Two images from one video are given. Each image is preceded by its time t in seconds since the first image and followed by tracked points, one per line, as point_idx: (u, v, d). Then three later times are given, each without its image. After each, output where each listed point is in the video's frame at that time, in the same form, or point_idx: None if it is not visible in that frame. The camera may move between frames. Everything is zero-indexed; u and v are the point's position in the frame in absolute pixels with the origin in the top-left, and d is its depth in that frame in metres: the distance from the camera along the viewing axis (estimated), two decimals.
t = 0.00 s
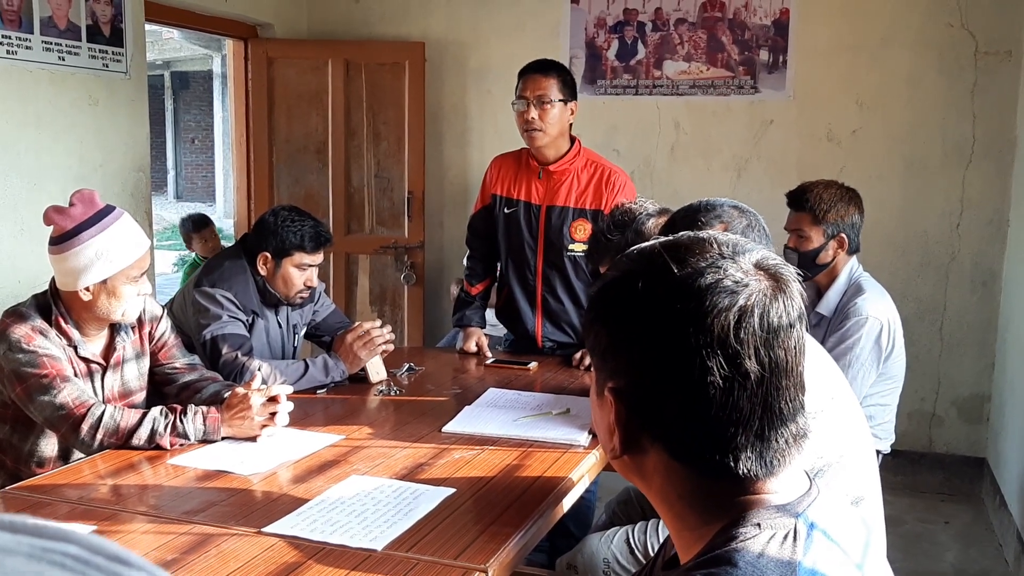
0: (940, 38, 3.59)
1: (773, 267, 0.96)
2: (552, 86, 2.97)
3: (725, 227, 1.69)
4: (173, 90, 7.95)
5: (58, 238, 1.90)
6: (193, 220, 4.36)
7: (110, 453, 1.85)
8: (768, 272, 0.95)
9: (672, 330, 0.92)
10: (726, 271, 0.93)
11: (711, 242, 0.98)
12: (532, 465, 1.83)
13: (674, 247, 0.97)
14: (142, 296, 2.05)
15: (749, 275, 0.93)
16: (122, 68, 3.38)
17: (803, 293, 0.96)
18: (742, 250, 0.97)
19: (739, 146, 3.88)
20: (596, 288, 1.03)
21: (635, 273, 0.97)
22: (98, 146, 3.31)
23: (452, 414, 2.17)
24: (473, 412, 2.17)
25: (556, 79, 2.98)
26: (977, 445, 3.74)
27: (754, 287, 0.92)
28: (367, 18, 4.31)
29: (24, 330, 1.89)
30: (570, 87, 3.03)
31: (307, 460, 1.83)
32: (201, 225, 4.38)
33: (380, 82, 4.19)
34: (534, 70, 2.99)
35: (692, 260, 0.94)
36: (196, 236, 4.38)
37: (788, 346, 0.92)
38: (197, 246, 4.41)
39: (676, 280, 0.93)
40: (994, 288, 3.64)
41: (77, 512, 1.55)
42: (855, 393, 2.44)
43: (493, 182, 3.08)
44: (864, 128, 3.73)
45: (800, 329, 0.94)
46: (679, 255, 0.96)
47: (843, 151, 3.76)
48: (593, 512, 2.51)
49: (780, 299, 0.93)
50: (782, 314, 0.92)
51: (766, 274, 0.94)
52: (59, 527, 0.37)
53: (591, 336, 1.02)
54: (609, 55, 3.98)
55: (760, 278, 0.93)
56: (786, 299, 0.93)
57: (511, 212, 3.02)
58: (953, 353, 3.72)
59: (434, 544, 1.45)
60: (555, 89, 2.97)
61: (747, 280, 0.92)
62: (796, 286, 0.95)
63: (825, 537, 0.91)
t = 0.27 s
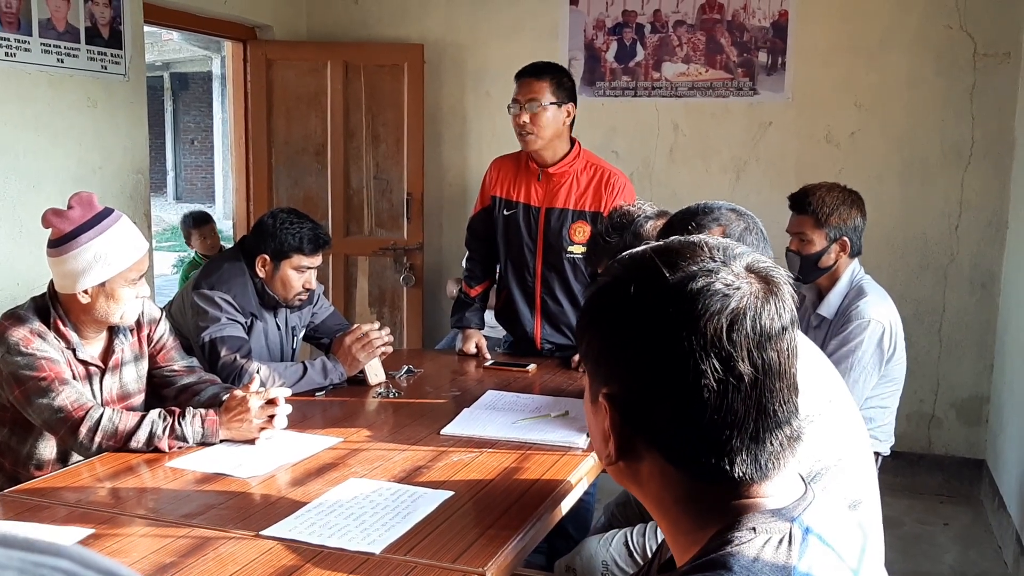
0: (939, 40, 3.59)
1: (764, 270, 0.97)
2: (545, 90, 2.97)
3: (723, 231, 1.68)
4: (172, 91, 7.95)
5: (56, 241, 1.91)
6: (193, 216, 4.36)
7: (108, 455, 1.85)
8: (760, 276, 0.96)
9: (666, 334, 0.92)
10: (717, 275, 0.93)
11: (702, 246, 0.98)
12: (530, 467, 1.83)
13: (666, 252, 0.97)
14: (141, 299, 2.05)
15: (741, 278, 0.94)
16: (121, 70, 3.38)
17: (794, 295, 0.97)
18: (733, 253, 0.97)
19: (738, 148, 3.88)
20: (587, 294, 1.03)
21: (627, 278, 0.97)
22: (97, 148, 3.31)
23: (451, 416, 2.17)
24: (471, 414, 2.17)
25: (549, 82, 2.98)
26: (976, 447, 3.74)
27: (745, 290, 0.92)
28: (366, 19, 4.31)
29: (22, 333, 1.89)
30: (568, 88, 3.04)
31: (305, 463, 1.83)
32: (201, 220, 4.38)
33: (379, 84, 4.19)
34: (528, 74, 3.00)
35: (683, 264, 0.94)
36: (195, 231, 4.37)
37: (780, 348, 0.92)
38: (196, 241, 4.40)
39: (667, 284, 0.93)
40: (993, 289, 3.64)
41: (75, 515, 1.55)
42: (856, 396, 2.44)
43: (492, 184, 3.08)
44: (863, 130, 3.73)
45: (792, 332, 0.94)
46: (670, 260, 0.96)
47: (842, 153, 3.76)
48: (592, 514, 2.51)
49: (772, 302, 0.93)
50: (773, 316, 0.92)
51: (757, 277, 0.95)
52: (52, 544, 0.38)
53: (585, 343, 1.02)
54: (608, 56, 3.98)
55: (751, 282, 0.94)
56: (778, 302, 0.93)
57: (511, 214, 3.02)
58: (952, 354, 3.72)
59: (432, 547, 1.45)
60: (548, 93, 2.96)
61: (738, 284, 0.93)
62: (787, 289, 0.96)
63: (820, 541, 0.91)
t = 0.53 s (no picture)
0: (939, 41, 3.59)
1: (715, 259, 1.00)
2: (514, 104, 2.93)
3: (723, 233, 1.66)
4: (173, 93, 7.96)
5: (57, 243, 1.91)
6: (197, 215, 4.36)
7: (110, 457, 1.86)
8: (717, 269, 0.97)
9: (661, 321, 0.90)
10: (678, 273, 0.94)
11: (655, 248, 1.00)
12: (531, 469, 1.83)
13: (626, 258, 0.99)
14: (142, 301, 2.05)
15: (701, 273, 0.94)
16: (122, 72, 3.38)
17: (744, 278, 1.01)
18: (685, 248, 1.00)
19: (738, 149, 3.89)
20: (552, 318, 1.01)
21: (592, 292, 0.96)
22: (98, 150, 3.31)
23: (452, 418, 2.18)
24: (472, 416, 2.17)
25: (518, 95, 2.92)
26: (976, 448, 3.74)
27: (709, 285, 0.93)
28: (367, 21, 4.31)
29: (24, 335, 1.90)
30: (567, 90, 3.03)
31: (306, 464, 1.83)
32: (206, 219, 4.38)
33: (380, 85, 4.19)
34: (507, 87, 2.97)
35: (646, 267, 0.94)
36: (200, 230, 4.36)
37: (757, 320, 0.95)
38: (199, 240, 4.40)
39: (633, 288, 0.93)
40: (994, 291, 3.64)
41: (77, 517, 1.55)
42: (857, 398, 2.44)
43: (494, 186, 3.08)
44: (863, 131, 3.73)
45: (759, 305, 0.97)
46: (630, 267, 0.96)
47: (842, 154, 3.77)
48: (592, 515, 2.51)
49: (736, 292, 0.94)
50: (744, 291, 0.95)
51: (716, 269, 0.95)
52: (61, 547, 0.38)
53: (571, 366, 0.97)
54: (608, 58, 3.98)
55: (711, 274, 0.94)
56: (741, 280, 0.97)
57: (513, 216, 3.02)
58: (953, 356, 3.72)
59: (433, 549, 1.45)
60: (516, 107, 2.93)
61: (700, 278, 0.93)
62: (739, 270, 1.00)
63: (824, 545, 0.91)
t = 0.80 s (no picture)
0: (938, 40, 3.59)
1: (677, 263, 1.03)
2: (523, 99, 2.92)
3: (722, 231, 1.65)
4: (172, 92, 7.95)
5: (56, 241, 1.91)
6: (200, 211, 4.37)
7: (108, 456, 1.85)
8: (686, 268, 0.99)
9: (649, 316, 0.91)
10: (649, 274, 0.95)
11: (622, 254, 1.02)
12: (531, 467, 1.83)
13: (597, 263, 0.99)
14: (141, 299, 2.04)
15: (671, 272, 0.96)
16: (121, 70, 3.38)
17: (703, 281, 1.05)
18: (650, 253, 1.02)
19: (738, 148, 3.89)
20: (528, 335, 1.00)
21: (566, 302, 0.95)
22: (97, 149, 3.31)
23: (451, 417, 2.17)
24: (472, 414, 2.17)
25: (526, 91, 2.91)
26: (976, 447, 3.74)
27: (678, 285, 0.94)
28: (366, 20, 4.31)
29: (22, 333, 1.89)
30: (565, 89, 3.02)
31: (305, 463, 1.83)
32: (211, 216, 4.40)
33: (379, 84, 4.19)
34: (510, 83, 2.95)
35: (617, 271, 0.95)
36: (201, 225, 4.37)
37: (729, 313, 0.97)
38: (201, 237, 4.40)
39: (607, 291, 0.93)
40: (993, 290, 3.64)
41: (76, 514, 1.54)
42: (857, 397, 2.44)
43: (492, 186, 3.08)
44: (863, 131, 3.73)
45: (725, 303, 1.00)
46: (600, 273, 0.96)
47: (842, 154, 3.76)
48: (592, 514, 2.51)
49: (703, 292, 0.96)
50: (713, 287, 0.98)
51: (683, 268, 0.97)
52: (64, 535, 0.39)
53: (561, 374, 0.94)
54: (608, 57, 3.98)
55: (680, 273, 0.96)
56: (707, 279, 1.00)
57: (511, 216, 3.02)
58: (952, 355, 3.72)
59: (433, 547, 1.44)
60: (525, 103, 2.91)
61: (670, 276, 0.95)
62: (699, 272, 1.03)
63: (819, 541, 0.91)
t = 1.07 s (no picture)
0: (939, 40, 3.59)
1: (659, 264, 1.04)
2: (544, 95, 2.92)
3: (722, 230, 1.64)
4: (172, 92, 7.96)
5: (58, 240, 1.91)
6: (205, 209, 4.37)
7: (110, 454, 1.85)
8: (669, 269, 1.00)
9: (638, 315, 0.91)
10: (634, 276, 0.95)
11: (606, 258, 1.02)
12: (532, 467, 1.83)
13: (582, 267, 1.00)
14: (143, 298, 2.05)
15: (656, 273, 0.96)
16: (122, 70, 3.38)
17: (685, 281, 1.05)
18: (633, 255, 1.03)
19: (738, 148, 3.89)
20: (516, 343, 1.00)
21: (553, 307, 0.96)
22: (98, 148, 3.31)
23: (452, 416, 2.17)
24: (473, 414, 2.17)
25: (547, 87, 2.92)
26: (977, 448, 3.74)
27: (664, 286, 0.94)
28: (367, 19, 4.31)
29: (24, 332, 1.89)
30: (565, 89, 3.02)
31: (306, 462, 1.83)
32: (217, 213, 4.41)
33: (380, 84, 4.19)
34: (525, 79, 2.93)
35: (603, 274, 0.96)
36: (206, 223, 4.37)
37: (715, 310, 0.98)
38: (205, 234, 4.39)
39: (593, 294, 0.93)
40: (994, 290, 3.64)
41: (77, 513, 1.55)
42: (857, 397, 2.44)
43: (493, 186, 3.09)
44: (864, 131, 3.73)
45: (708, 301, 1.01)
46: (586, 278, 0.97)
47: (843, 154, 3.77)
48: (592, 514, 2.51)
49: (690, 292, 0.96)
50: (697, 286, 0.99)
51: (668, 269, 0.98)
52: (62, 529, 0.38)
53: (553, 378, 0.94)
54: (609, 57, 3.98)
55: (665, 274, 0.97)
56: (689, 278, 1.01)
57: (511, 216, 3.02)
58: (953, 355, 3.72)
59: (434, 546, 1.45)
60: (548, 98, 2.92)
61: (655, 277, 0.95)
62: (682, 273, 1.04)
63: (816, 539, 0.91)
